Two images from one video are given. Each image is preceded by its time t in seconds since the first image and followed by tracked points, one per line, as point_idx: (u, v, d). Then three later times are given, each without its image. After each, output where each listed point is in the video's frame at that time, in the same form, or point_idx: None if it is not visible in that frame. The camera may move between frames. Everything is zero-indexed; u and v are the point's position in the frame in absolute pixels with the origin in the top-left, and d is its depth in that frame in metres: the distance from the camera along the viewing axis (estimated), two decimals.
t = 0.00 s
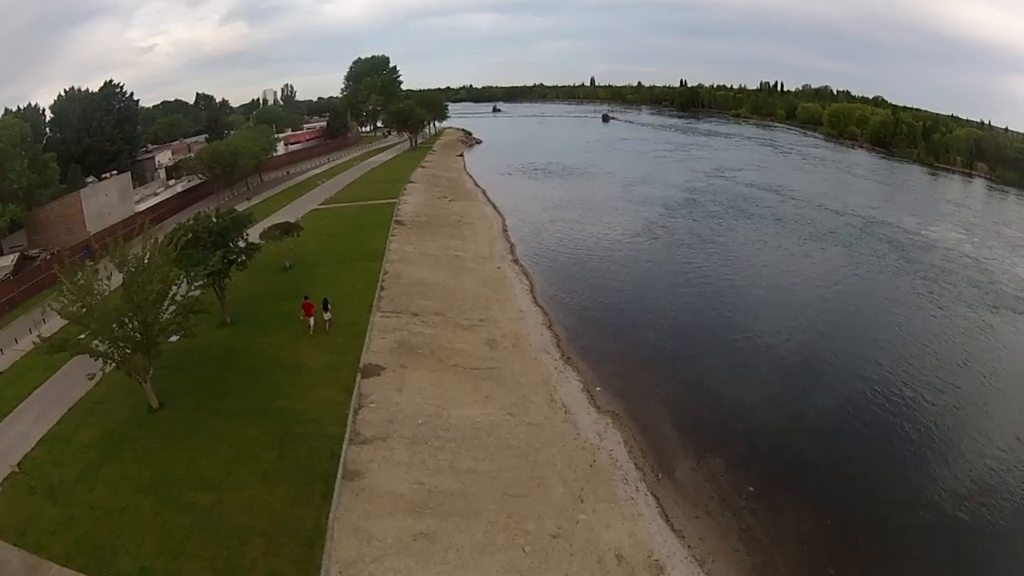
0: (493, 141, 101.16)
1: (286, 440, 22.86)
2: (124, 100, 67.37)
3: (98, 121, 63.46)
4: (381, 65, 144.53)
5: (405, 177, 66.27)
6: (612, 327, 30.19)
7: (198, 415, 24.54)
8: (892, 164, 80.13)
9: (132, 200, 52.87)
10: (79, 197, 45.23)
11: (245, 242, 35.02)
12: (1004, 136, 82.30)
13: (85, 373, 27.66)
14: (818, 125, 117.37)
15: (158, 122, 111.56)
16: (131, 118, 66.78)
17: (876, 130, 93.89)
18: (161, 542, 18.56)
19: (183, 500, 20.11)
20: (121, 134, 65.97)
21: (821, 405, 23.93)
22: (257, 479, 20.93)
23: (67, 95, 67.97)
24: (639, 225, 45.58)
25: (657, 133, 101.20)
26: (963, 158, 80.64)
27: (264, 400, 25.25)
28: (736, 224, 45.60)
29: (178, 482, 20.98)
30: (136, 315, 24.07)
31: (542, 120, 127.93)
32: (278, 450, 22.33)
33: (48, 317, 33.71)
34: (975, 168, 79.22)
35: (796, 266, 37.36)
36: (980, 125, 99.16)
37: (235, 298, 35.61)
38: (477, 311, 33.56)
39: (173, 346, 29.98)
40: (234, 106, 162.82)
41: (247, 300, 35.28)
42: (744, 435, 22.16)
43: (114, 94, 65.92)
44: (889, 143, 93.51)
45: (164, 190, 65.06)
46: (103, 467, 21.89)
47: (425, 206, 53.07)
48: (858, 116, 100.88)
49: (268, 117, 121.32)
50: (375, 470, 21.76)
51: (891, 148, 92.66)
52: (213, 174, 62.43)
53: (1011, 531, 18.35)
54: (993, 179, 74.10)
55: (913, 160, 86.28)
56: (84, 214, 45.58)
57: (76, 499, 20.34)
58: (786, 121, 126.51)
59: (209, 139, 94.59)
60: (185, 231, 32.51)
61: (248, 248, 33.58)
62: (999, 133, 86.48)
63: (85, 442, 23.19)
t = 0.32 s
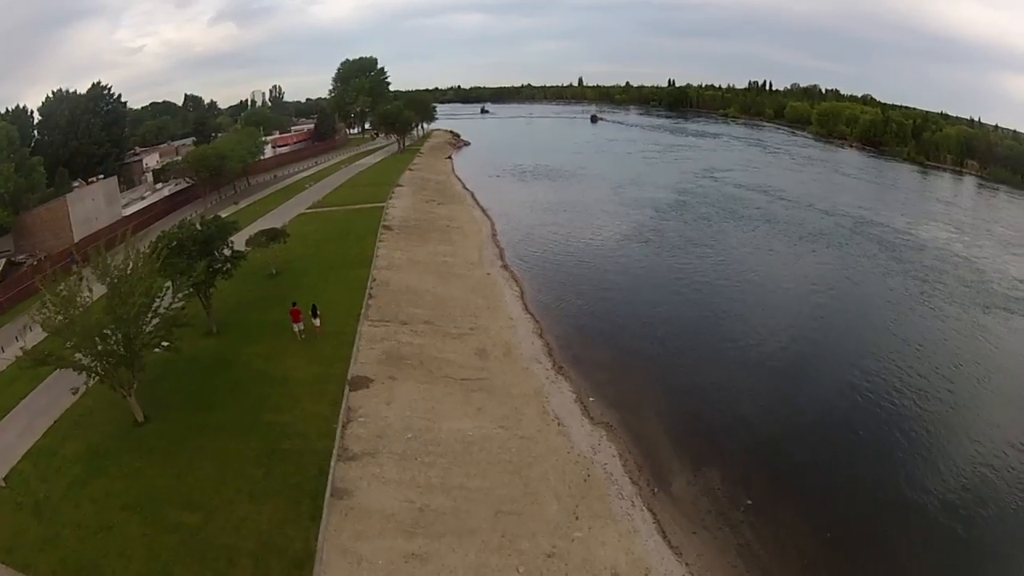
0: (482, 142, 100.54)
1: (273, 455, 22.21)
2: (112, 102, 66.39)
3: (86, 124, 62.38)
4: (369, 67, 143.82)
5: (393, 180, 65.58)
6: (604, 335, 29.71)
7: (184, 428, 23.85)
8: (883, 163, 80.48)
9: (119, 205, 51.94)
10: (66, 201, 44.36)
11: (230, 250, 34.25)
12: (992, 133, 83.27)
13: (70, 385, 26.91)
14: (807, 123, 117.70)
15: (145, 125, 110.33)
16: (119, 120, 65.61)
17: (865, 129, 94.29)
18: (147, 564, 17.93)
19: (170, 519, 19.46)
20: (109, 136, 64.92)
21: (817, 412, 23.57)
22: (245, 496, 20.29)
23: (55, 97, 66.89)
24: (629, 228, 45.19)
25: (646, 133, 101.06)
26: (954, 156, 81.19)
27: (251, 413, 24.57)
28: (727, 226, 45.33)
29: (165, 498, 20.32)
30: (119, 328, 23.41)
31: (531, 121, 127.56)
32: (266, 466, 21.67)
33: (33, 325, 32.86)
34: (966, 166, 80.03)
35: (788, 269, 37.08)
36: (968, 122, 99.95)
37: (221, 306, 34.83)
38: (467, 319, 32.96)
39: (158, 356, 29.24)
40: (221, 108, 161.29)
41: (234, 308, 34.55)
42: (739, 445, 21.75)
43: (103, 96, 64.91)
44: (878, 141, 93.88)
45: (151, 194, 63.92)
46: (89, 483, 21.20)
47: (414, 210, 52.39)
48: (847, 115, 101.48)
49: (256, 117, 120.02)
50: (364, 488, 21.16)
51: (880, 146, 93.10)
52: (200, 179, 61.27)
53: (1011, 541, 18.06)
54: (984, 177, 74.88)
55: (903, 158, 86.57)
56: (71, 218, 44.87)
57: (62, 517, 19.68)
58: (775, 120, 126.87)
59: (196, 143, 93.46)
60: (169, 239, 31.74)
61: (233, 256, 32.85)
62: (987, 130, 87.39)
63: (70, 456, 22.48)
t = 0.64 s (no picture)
0: (469, 144, 99.90)
1: (259, 472, 21.56)
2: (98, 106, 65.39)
3: (71, 128, 61.22)
4: (356, 69, 143.10)
5: (380, 182, 64.86)
6: (594, 341, 29.27)
7: (170, 444, 23.15)
8: (872, 162, 80.89)
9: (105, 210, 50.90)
10: (51, 207, 43.38)
11: (213, 258, 33.43)
12: (979, 131, 84.31)
13: (53, 399, 26.13)
14: (795, 123, 118.19)
15: (130, 129, 108.93)
16: (105, 124, 65.21)
17: (853, 128, 94.85)
18: None
19: (157, 541, 18.82)
20: (95, 140, 63.82)
21: (812, 417, 23.23)
22: (232, 516, 19.67)
23: (41, 101, 65.90)
24: (619, 230, 44.83)
25: (633, 133, 100.90)
26: (943, 154, 82.08)
27: (236, 429, 23.89)
28: (716, 227, 45.06)
29: (152, 518, 19.67)
30: (101, 343, 22.60)
31: (518, 122, 127.10)
32: (252, 483, 21.02)
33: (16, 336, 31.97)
34: (955, 164, 80.88)
35: (777, 270, 36.80)
36: (955, 121, 100.84)
37: (205, 315, 34.05)
38: (454, 326, 32.37)
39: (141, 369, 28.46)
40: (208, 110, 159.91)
41: (219, 317, 33.75)
42: (733, 454, 21.34)
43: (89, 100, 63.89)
44: (866, 141, 94.49)
45: (136, 199, 62.75)
46: (74, 501, 20.50)
47: (401, 214, 51.74)
48: (835, 114, 102.28)
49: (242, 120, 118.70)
50: (352, 507, 20.58)
51: (868, 145, 93.65)
52: (185, 183, 60.29)
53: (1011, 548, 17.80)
54: (973, 175, 75.68)
55: (892, 157, 87.13)
56: (56, 225, 43.90)
57: (48, 539, 18.99)
58: (762, 119, 127.27)
59: (182, 146, 92.36)
60: (151, 247, 30.92)
61: (217, 265, 32.05)
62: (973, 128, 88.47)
63: (55, 473, 21.76)
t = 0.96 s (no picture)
0: (454, 145, 99.15)
1: (244, 489, 20.88)
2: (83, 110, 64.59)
3: (55, 133, 60.24)
4: (340, 70, 142.00)
5: (364, 186, 64.06)
6: (583, 348, 28.84)
7: (154, 460, 22.47)
8: (858, 159, 81.22)
9: (88, 217, 49.82)
10: (34, 214, 42.28)
11: (195, 267, 32.48)
12: (965, 127, 85.06)
13: (34, 415, 25.36)
14: (780, 121, 118.59)
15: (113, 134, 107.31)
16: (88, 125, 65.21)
17: (840, 126, 95.25)
18: None
19: (141, 563, 18.18)
20: (79, 145, 62.47)
21: (805, 422, 22.94)
22: (216, 537, 19.02)
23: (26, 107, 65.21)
24: (606, 232, 44.41)
25: (619, 133, 100.69)
26: (930, 151, 82.82)
27: (221, 444, 23.21)
28: (704, 228, 44.76)
29: (136, 539, 19.02)
30: (80, 360, 21.74)
31: (502, 123, 126.47)
32: (237, 502, 20.35)
33: None
34: (942, 161, 81.44)
35: (766, 272, 36.50)
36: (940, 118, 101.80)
37: (188, 325, 33.23)
38: (441, 334, 31.75)
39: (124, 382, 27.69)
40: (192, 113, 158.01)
41: (201, 327, 32.93)
42: (727, 464, 20.95)
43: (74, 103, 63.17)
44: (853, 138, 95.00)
45: (120, 205, 61.38)
46: (58, 521, 19.85)
47: (385, 218, 50.98)
48: (822, 112, 102.92)
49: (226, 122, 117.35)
50: (339, 526, 19.93)
51: (855, 143, 94.05)
52: (169, 188, 59.26)
53: (1007, 555, 17.57)
54: (962, 172, 76.48)
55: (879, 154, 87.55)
56: (39, 232, 42.76)
57: (31, 561, 18.36)
58: (748, 117, 127.57)
59: (166, 150, 90.97)
60: (131, 257, 30.07)
61: (199, 274, 31.13)
62: (959, 126, 89.29)
63: (38, 492, 21.09)
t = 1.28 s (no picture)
0: (438, 147, 98.46)
1: (227, 507, 20.21)
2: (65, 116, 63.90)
3: (38, 138, 59.02)
4: (323, 74, 140.98)
5: (346, 190, 63.38)
6: (569, 354, 28.42)
7: (136, 478, 21.75)
8: (843, 159, 81.67)
9: (70, 224, 48.78)
10: (15, 222, 41.24)
11: (174, 277, 31.63)
12: (950, 126, 86.13)
13: (11, 432, 24.47)
14: (763, 121, 119.12)
15: (94, 139, 105.60)
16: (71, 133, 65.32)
17: (825, 125, 95.93)
18: None
19: None
20: (61, 151, 61.34)
21: (796, 427, 22.65)
22: (199, 558, 18.35)
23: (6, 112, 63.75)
24: (591, 235, 44.06)
25: (604, 135, 100.60)
26: (916, 150, 83.70)
27: (203, 460, 22.51)
28: (689, 230, 44.55)
29: (119, 561, 18.34)
30: (57, 378, 20.82)
31: (485, 125, 125.71)
32: (220, 521, 19.68)
33: None
34: (928, 160, 82.52)
35: (752, 274, 36.28)
36: (922, 117, 102.86)
37: (168, 336, 32.42)
38: (424, 343, 31.18)
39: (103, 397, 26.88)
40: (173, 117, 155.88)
41: (183, 338, 32.13)
42: (719, 473, 20.56)
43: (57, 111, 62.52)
44: (838, 137, 95.70)
45: (102, 211, 60.11)
46: (40, 542, 19.11)
47: (368, 223, 50.24)
48: (806, 112, 103.61)
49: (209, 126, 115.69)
50: (324, 545, 19.31)
51: (839, 143, 94.85)
52: (150, 195, 58.27)
53: (1001, 562, 17.37)
54: (949, 170, 77.77)
55: (865, 153, 88.33)
56: (21, 241, 41.74)
57: None
58: (732, 118, 128.08)
59: (148, 156, 89.53)
60: (110, 269, 29.15)
61: (179, 285, 30.31)
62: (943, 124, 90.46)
63: (19, 512, 20.35)
